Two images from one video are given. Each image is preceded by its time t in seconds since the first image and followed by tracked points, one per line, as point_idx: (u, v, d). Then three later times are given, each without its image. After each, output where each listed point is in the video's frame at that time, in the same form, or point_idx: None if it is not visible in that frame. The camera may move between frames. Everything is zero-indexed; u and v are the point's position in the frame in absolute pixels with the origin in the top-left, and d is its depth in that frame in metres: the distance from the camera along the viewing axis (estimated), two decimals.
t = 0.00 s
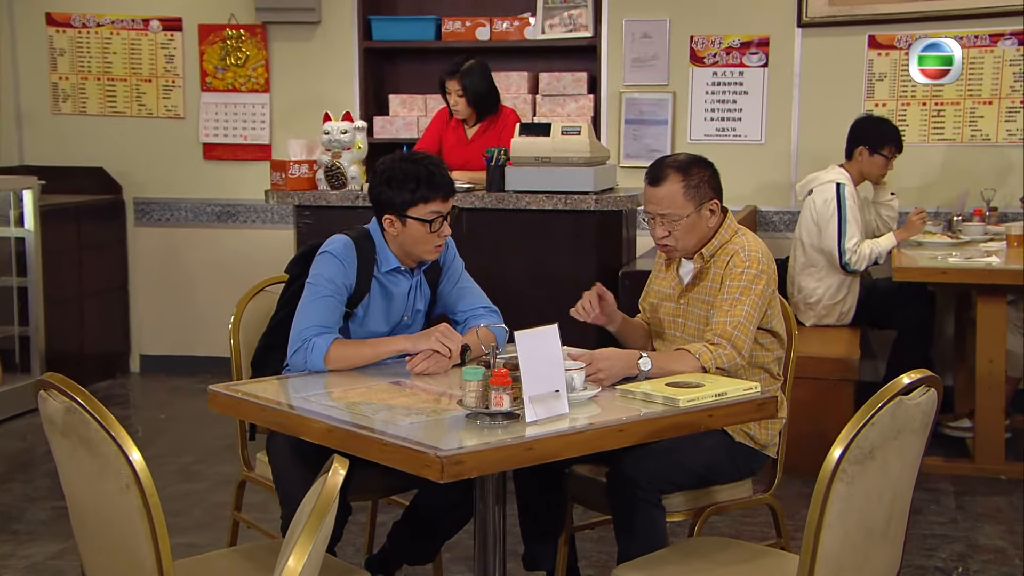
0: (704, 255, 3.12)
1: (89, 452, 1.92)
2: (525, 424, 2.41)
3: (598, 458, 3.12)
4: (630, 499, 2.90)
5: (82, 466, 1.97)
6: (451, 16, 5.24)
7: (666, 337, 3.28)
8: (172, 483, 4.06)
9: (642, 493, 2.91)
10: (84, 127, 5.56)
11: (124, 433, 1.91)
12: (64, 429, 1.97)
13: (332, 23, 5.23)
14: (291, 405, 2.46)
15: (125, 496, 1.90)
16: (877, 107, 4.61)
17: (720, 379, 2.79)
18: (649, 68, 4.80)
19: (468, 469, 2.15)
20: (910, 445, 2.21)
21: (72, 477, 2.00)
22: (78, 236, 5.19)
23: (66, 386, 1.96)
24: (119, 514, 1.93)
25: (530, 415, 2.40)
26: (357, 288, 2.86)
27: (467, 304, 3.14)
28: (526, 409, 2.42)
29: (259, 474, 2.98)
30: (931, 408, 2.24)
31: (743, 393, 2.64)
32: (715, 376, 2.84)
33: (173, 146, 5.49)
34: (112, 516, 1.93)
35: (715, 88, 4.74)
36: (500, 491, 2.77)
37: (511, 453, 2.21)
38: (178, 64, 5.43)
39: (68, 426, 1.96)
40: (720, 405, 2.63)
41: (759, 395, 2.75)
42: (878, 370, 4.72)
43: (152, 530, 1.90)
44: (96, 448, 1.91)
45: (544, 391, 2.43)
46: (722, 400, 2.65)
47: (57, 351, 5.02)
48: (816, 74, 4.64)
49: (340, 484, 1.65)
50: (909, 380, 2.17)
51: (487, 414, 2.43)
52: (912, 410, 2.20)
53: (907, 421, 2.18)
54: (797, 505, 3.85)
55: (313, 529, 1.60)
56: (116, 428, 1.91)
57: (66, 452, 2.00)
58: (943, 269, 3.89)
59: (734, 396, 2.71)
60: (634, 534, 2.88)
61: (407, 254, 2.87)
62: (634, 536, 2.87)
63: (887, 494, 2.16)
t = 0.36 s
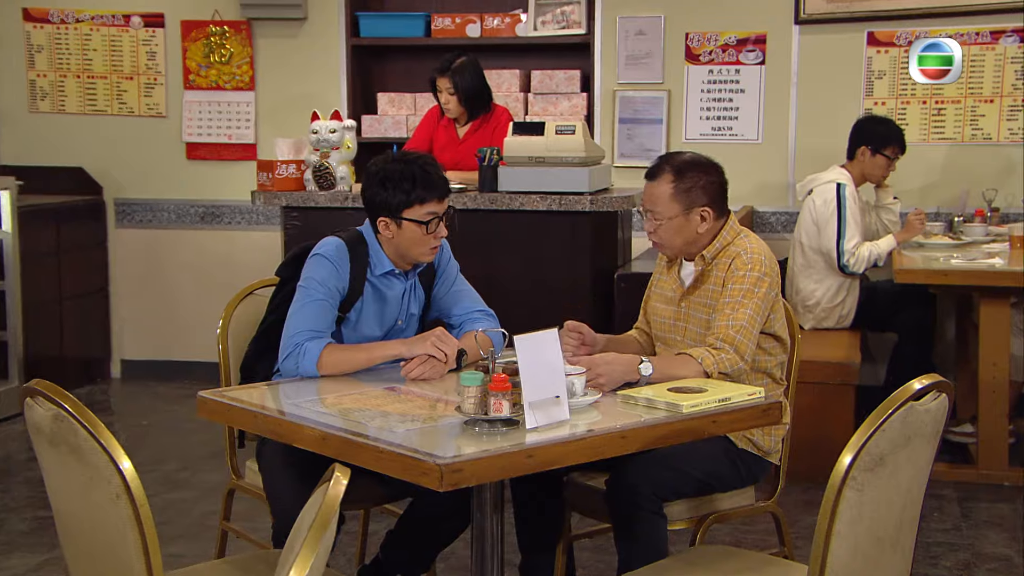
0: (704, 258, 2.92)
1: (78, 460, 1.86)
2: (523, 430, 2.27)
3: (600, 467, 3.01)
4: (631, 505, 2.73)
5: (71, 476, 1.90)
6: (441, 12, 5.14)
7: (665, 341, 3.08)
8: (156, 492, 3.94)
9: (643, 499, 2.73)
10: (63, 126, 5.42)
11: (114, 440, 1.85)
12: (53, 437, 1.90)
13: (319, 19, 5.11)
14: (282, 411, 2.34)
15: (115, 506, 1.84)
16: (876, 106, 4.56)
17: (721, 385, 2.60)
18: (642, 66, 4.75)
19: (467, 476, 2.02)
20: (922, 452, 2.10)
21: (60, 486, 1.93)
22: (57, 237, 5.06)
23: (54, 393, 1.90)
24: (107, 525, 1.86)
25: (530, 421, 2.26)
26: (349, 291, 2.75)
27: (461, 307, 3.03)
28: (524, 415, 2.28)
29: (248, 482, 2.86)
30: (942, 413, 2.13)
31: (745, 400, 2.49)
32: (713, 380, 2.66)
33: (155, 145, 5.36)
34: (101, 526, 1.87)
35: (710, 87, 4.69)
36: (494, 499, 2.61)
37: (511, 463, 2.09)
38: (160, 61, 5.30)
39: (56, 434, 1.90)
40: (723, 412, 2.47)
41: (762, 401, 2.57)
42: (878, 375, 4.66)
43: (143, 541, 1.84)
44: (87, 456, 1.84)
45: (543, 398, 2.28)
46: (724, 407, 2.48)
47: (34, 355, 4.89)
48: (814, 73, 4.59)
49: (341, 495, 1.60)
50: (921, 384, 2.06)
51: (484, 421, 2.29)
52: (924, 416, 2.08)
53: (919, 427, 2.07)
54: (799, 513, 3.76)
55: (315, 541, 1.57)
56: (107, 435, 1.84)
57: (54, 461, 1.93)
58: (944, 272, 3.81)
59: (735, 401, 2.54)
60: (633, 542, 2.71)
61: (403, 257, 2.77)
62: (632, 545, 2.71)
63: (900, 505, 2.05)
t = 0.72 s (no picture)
0: (706, 258, 2.73)
1: (72, 469, 1.80)
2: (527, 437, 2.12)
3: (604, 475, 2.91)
4: (637, 514, 2.55)
5: (64, 485, 1.84)
6: (436, 8, 5.03)
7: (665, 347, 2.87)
8: (143, 500, 3.82)
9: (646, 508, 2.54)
10: (46, 123, 5.30)
11: (110, 448, 1.79)
12: (45, 444, 1.84)
13: (311, 15, 5.01)
14: (279, 417, 2.23)
15: (110, 515, 1.78)
16: (881, 104, 4.54)
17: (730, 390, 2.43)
18: (640, 64, 4.70)
19: (474, 484, 1.90)
20: (936, 460, 1.96)
21: (51, 493, 1.88)
22: (41, 237, 4.94)
23: (47, 400, 1.82)
24: (103, 534, 1.81)
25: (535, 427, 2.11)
26: (347, 294, 2.64)
27: (460, 310, 2.92)
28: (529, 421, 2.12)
29: (243, 489, 2.75)
30: (959, 418, 1.98)
31: (755, 405, 2.32)
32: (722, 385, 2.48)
33: (141, 144, 5.24)
34: (96, 536, 1.82)
35: (711, 85, 4.65)
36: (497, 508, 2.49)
37: (514, 469, 1.95)
38: (147, 57, 5.18)
39: (49, 441, 1.83)
40: (731, 417, 2.30)
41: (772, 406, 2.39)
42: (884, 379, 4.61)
43: (139, 552, 1.79)
44: (81, 464, 1.78)
45: (547, 403, 2.13)
46: (732, 412, 2.30)
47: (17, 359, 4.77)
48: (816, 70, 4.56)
49: (348, 506, 1.56)
50: (936, 391, 1.92)
51: (485, 427, 2.13)
52: (940, 423, 1.95)
53: (934, 436, 1.93)
54: (804, 520, 3.67)
55: (321, 552, 1.52)
56: (103, 443, 1.78)
57: (46, 469, 1.87)
58: (952, 273, 3.73)
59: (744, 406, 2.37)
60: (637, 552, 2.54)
61: (405, 258, 2.68)
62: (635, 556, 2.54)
63: (912, 515, 1.94)
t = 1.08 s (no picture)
0: (687, 259, 2.57)
1: (65, 479, 1.70)
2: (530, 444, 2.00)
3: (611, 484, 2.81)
4: (639, 523, 2.39)
5: (56, 495, 1.74)
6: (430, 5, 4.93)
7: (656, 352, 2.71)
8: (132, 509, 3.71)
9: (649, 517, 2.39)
10: (30, 123, 5.18)
11: (104, 456, 1.69)
12: (37, 454, 1.74)
13: (302, 12, 4.91)
14: (274, 423, 2.13)
15: (105, 527, 1.68)
16: (885, 102, 4.47)
17: (734, 394, 2.29)
18: (639, 62, 4.62)
19: (478, 493, 1.80)
20: (952, 467, 1.85)
21: (43, 504, 1.77)
22: (25, 239, 4.83)
23: (39, 407, 1.72)
24: (97, 546, 1.71)
25: (538, 434, 1.99)
26: (343, 297, 2.54)
27: (460, 313, 2.82)
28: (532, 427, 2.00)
29: (236, 498, 2.64)
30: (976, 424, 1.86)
31: (762, 411, 2.20)
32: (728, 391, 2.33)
33: (128, 143, 5.13)
34: (90, 548, 1.72)
35: (711, 83, 4.58)
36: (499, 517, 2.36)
37: (520, 477, 1.85)
38: (134, 55, 5.07)
39: (41, 450, 1.73)
40: (738, 423, 2.16)
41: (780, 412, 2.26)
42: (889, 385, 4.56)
43: (136, 565, 1.69)
44: (75, 474, 1.68)
45: (550, 408, 2.01)
46: (739, 419, 2.17)
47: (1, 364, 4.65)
48: (819, 68, 4.49)
49: (353, 516, 1.47)
50: (952, 396, 1.80)
51: (486, 434, 2.03)
52: (957, 428, 1.83)
53: (951, 442, 1.82)
54: (811, 528, 3.58)
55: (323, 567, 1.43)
56: (97, 452, 1.68)
57: (37, 479, 1.77)
58: (960, 276, 3.64)
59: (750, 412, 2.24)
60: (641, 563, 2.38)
61: (403, 259, 2.57)
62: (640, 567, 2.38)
63: (928, 523, 1.82)
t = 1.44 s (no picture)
0: (694, 266, 2.45)
1: (59, 487, 1.60)
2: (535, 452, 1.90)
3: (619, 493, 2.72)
4: (646, 531, 2.28)
5: (48, 503, 1.64)
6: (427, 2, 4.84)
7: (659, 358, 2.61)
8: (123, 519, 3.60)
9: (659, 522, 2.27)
10: (18, 122, 5.07)
11: (101, 462, 1.59)
12: (30, 461, 1.64)
13: (296, 9, 4.81)
14: (272, 430, 2.03)
15: (101, 537, 1.59)
16: (892, 101, 4.40)
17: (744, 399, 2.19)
18: (641, 60, 4.54)
19: (483, 502, 1.70)
20: (970, 476, 1.73)
21: (36, 512, 1.68)
22: (13, 240, 4.72)
23: (32, 413, 1.63)
24: (93, 557, 1.61)
25: (544, 441, 1.89)
26: (343, 300, 2.44)
27: (461, 316, 2.72)
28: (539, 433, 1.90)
29: (232, 507, 2.53)
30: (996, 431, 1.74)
31: (773, 417, 2.10)
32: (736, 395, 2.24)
33: (118, 143, 5.02)
34: (84, 559, 1.62)
35: (715, 81, 4.49)
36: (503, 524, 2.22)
37: (527, 487, 1.76)
38: (124, 53, 4.96)
39: (34, 457, 1.63)
40: (749, 430, 2.06)
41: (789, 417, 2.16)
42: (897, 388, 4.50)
43: None
44: (69, 481, 1.58)
45: (557, 414, 1.91)
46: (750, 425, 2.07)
47: None
48: (824, 66, 4.41)
49: (360, 527, 1.38)
50: (969, 402, 1.68)
51: (491, 440, 1.93)
52: (974, 437, 1.71)
53: (967, 450, 1.69)
54: (820, 536, 3.49)
55: None
56: (92, 458, 1.59)
57: (30, 487, 1.67)
58: (971, 277, 3.56)
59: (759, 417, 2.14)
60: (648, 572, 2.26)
61: (403, 259, 2.47)
62: None
63: (945, 533, 1.70)
